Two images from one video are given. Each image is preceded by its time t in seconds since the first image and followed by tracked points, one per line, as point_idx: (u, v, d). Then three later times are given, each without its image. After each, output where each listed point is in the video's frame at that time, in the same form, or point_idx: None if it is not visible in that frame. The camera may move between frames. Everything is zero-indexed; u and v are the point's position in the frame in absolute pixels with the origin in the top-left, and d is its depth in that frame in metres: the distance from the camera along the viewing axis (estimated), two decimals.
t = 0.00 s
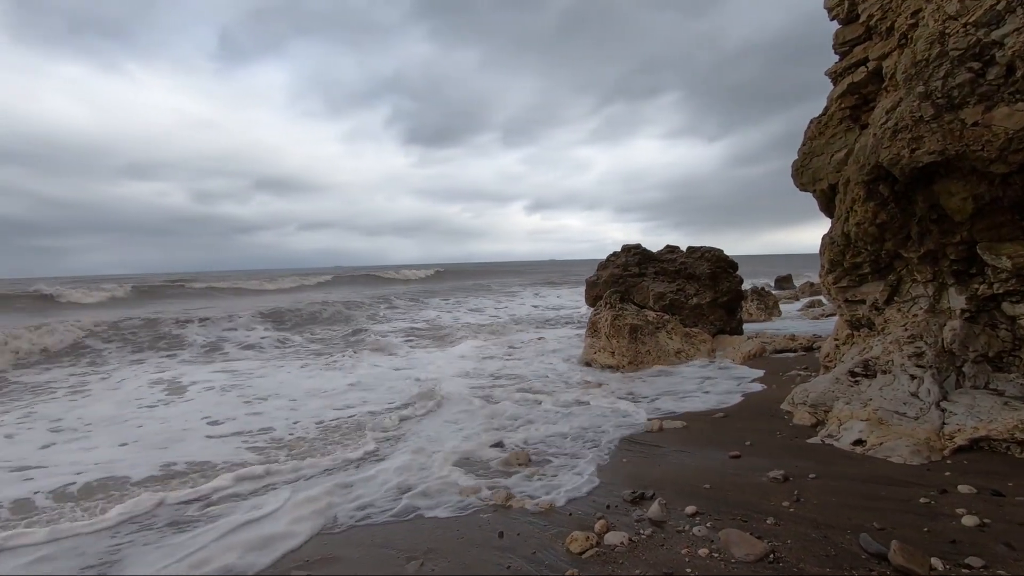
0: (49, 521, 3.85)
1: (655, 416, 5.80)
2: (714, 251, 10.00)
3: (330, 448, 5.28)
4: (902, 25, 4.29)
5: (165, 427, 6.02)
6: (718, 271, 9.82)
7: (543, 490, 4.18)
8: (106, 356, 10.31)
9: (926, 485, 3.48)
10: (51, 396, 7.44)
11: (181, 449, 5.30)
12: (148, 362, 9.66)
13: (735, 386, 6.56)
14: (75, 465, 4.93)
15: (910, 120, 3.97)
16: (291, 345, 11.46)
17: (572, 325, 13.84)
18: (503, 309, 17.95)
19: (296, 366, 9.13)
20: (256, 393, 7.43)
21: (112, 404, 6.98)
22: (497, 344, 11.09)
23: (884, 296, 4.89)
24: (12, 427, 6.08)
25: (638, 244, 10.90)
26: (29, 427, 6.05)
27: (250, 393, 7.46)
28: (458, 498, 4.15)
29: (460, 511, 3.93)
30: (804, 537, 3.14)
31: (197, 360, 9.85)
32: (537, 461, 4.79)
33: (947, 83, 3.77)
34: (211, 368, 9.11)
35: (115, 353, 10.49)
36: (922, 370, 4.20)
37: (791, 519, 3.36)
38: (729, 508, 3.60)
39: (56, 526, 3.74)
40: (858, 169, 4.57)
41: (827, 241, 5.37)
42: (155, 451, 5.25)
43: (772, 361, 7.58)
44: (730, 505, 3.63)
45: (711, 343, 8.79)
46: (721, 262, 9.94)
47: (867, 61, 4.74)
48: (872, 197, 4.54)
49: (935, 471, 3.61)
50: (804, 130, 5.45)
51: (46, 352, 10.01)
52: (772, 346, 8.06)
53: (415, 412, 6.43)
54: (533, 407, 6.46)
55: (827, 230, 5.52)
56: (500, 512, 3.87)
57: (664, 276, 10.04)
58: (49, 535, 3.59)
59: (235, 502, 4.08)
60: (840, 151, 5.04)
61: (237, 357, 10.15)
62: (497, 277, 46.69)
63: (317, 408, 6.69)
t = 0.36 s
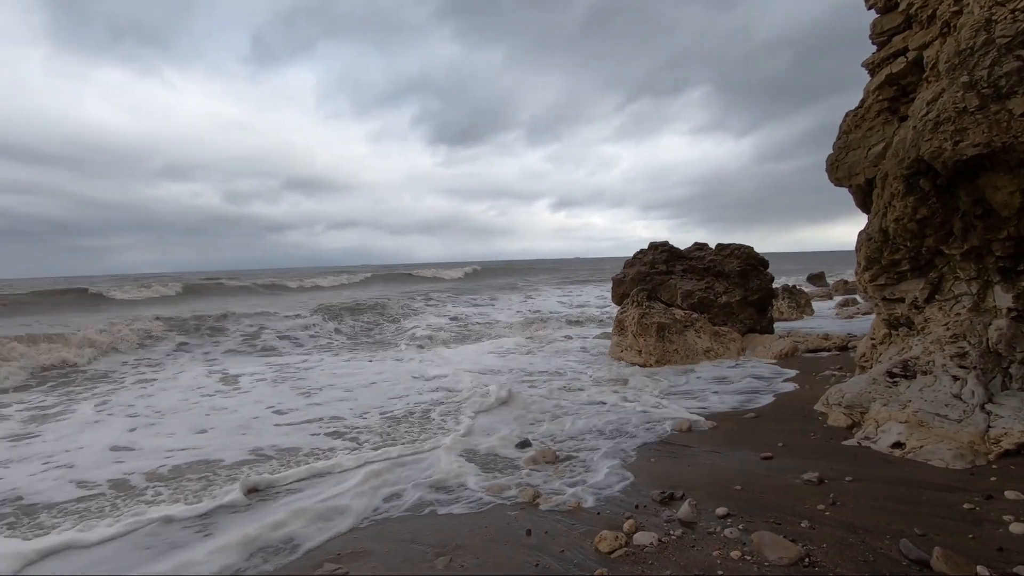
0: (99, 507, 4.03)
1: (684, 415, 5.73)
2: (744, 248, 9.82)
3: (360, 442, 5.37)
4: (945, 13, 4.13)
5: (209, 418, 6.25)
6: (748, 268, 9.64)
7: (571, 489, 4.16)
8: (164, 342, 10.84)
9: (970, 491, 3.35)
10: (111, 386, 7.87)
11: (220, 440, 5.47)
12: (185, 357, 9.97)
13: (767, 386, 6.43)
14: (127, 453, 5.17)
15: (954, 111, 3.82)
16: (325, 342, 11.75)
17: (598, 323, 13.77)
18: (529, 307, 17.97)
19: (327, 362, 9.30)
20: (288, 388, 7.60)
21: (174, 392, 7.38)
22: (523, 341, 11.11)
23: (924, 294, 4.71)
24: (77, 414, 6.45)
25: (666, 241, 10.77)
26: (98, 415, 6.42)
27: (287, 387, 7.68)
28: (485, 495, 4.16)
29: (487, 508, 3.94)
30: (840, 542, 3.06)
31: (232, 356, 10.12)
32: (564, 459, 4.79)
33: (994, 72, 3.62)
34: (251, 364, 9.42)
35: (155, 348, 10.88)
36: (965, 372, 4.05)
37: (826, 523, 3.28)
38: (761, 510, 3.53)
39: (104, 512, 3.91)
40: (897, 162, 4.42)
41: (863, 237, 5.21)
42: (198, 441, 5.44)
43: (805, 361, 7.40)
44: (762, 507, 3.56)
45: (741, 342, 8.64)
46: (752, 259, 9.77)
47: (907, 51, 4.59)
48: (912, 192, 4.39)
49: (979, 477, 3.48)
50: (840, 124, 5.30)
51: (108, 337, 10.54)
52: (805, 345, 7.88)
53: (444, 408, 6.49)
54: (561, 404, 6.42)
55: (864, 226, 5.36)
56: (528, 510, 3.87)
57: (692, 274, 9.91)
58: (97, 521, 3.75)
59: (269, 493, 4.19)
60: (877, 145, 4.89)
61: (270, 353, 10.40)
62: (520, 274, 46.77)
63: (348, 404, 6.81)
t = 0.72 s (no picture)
0: (146, 495, 4.21)
1: (714, 414, 5.65)
2: (775, 244, 9.62)
3: (390, 437, 5.44)
4: None
5: (249, 412, 6.48)
6: (779, 264, 9.44)
7: (600, 487, 4.15)
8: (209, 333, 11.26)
9: (1017, 496, 3.22)
10: (158, 381, 8.24)
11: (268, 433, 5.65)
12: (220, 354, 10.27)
13: (800, 385, 6.30)
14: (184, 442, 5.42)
15: (999, 100, 3.67)
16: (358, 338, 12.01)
17: (624, 321, 13.68)
18: (555, 303, 17.95)
19: (356, 360, 9.46)
20: (319, 385, 7.76)
21: (220, 387, 7.70)
22: (548, 339, 11.12)
23: (966, 291, 4.53)
24: (143, 405, 6.86)
25: (693, 237, 10.60)
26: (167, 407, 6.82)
27: (319, 384, 7.84)
28: (513, 492, 4.18)
29: (515, 505, 3.95)
30: (877, 545, 2.98)
31: (264, 353, 10.39)
32: (592, 456, 4.77)
33: None
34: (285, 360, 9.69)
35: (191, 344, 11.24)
36: (1011, 372, 3.90)
37: (863, 525, 3.20)
38: (795, 512, 3.46)
39: (150, 501, 4.08)
40: (937, 155, 4.27)
41: (901, 232, 5.05)
42: (240, 434, 5.65)
43: (839, 360, 7.20)
44: (795, 509, 3.49)
45: (772, 340, 8.47)
46: (783, 255, 9.57)
47: (949, 39, 4.42)
48: (954, 185, 4.23)
49: None
50: (876, 116, 5.14)
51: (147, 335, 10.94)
52: (839, 343, 7.69)
53: (472, 404, 6.54)
54: (589, 402, 6.40)
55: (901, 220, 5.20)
56: (555, 507, 3.87)
57: (721, 271, 9.76)
58: (141, 510, 3.91)
59: (301, 484, 4.28)
60: (917, 137, 4.73)
61: (301, 350, 10.63)
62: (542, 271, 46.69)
63: (377, 400, 6.92)
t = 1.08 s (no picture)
0: (196, 481, 4.41)
1: (751, 412, 5.54)
2: (815, 239, 9.33)
3: (425, 431, 5.53)
4: None
5: (290, 406, 6.69)
6: (820, 260, 9.16)
7: (634, 485, 4.12)
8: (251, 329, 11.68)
9: None
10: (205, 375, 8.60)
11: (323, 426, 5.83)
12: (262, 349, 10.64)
13: (842, 385, 6.12)
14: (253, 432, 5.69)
15: None
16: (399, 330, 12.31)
17: (657, 319, 13.51)
18: (587, 301, 17.85)
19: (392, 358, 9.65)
20: (357, 380, 7.96)
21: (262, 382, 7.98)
22: (581, 336, 11.09)
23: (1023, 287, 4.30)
24: (209, 395, 7.25)
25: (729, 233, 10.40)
26: (227, 398, 7.16)
27: (356, 379, 8.04)
28: (547, 488, 4.18)
29: (548, 502, 3.96)
30: (926, 551, 2.88)
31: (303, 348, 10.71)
32: (626, 454, 4.75)
33: None
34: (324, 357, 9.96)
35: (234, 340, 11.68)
36: None
37: (911, 530, 3.09)
38: (838, 514, 3.37)
39: (199, 487, 4.26)
40: (992, 144, 4.07)
41: (952, 226, 4.83)
42: (282, 426, 5.85)
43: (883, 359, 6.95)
44: (838, 511, 3.40)
45: (812, 338, 8.23)
46: (824, 251, 9.28)
47: (1005, 21, 4.20)
48: (1010, 175, 4.02)
49: None
50: (924, 105, 4.93)
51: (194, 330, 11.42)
52: (884, 342, 7.41)
53: (506, 400, 6.60)
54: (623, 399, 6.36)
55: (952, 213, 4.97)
56: (589, 505, 3.86)
57: (758, 267, 9.54)
58: (197, 495, 4.12)
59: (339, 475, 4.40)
60: (970, 125, 4.51)
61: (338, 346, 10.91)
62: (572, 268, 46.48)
63: (413, 395, 7.05)
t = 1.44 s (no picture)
0: (252, 466, 4.64)
1: (800, 412, 5.36)
2: (870, 231, 8.90)
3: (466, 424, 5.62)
4: None
5: (337, 397, 6.93)
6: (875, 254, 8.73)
7: (677, 484, 4.06)
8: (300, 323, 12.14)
9: None
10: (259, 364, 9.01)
11: (386, 415, 6.03)
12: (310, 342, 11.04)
13: (899, 385, 5.82)
14: (333, 419, 5.98)
15: None
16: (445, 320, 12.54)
17: (700, 314, 13.20)
18: (628, 296, 17.63)
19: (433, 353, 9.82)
20: (400, 374, 8.14)
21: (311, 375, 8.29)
22: (621, 332, 10.96)
23: None
24: (281, 383, 7.71)
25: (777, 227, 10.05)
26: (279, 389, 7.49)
27: (399, 373, 8.24)
28: (587, 485, 4.17)
29: (588, 499, 3.95)
30: (992, 562, 2.72)
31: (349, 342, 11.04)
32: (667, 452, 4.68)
33: None
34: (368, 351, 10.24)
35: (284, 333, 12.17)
36: None
37: (975, 539, 2.93)
38: (894, 520, 3.22)
39: (255, 472, 4.49)
40: None
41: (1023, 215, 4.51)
42: (330, 416, 6.07)
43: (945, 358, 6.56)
44: (894, 517, 3.26)
45: (867, 335, 7.87)
46: (880, 243, 8.83)
47: None
48: None
49: None
50: (992, 86, 4.62)
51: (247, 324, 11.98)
52: (946, 340, 7.01)
53: (546, 395, 6.62)
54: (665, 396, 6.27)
55: None
56: (629, 503, 3.83)
57: (808, 262, 9.18)
58: (253, 479, 4.34)
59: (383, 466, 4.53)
60: None
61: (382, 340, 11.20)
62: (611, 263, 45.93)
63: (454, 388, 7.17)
